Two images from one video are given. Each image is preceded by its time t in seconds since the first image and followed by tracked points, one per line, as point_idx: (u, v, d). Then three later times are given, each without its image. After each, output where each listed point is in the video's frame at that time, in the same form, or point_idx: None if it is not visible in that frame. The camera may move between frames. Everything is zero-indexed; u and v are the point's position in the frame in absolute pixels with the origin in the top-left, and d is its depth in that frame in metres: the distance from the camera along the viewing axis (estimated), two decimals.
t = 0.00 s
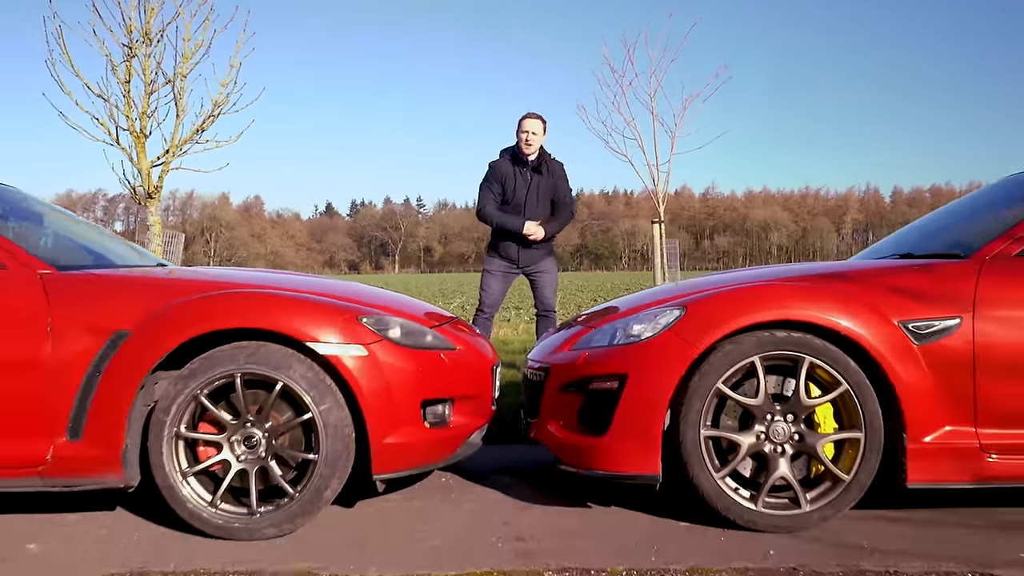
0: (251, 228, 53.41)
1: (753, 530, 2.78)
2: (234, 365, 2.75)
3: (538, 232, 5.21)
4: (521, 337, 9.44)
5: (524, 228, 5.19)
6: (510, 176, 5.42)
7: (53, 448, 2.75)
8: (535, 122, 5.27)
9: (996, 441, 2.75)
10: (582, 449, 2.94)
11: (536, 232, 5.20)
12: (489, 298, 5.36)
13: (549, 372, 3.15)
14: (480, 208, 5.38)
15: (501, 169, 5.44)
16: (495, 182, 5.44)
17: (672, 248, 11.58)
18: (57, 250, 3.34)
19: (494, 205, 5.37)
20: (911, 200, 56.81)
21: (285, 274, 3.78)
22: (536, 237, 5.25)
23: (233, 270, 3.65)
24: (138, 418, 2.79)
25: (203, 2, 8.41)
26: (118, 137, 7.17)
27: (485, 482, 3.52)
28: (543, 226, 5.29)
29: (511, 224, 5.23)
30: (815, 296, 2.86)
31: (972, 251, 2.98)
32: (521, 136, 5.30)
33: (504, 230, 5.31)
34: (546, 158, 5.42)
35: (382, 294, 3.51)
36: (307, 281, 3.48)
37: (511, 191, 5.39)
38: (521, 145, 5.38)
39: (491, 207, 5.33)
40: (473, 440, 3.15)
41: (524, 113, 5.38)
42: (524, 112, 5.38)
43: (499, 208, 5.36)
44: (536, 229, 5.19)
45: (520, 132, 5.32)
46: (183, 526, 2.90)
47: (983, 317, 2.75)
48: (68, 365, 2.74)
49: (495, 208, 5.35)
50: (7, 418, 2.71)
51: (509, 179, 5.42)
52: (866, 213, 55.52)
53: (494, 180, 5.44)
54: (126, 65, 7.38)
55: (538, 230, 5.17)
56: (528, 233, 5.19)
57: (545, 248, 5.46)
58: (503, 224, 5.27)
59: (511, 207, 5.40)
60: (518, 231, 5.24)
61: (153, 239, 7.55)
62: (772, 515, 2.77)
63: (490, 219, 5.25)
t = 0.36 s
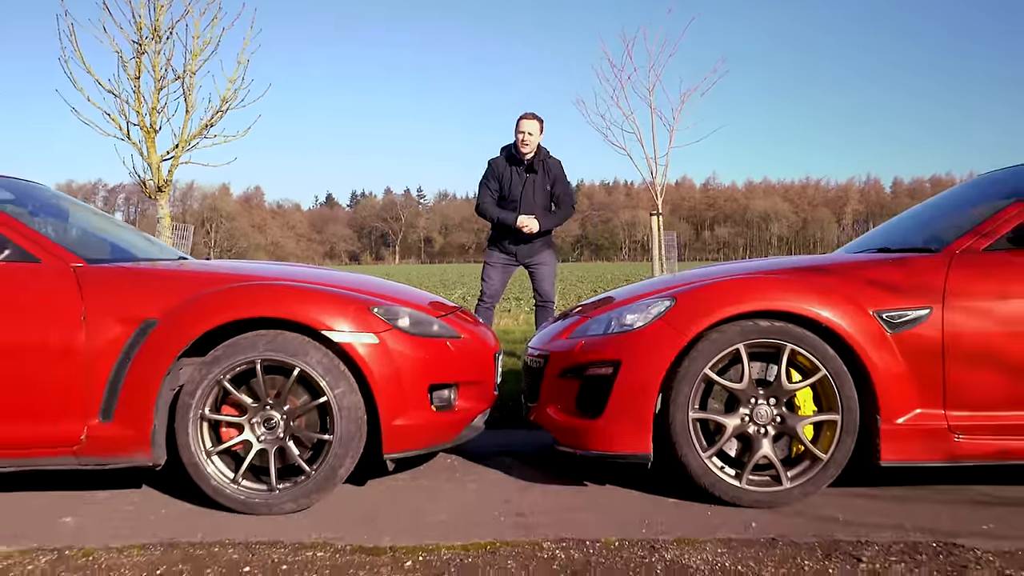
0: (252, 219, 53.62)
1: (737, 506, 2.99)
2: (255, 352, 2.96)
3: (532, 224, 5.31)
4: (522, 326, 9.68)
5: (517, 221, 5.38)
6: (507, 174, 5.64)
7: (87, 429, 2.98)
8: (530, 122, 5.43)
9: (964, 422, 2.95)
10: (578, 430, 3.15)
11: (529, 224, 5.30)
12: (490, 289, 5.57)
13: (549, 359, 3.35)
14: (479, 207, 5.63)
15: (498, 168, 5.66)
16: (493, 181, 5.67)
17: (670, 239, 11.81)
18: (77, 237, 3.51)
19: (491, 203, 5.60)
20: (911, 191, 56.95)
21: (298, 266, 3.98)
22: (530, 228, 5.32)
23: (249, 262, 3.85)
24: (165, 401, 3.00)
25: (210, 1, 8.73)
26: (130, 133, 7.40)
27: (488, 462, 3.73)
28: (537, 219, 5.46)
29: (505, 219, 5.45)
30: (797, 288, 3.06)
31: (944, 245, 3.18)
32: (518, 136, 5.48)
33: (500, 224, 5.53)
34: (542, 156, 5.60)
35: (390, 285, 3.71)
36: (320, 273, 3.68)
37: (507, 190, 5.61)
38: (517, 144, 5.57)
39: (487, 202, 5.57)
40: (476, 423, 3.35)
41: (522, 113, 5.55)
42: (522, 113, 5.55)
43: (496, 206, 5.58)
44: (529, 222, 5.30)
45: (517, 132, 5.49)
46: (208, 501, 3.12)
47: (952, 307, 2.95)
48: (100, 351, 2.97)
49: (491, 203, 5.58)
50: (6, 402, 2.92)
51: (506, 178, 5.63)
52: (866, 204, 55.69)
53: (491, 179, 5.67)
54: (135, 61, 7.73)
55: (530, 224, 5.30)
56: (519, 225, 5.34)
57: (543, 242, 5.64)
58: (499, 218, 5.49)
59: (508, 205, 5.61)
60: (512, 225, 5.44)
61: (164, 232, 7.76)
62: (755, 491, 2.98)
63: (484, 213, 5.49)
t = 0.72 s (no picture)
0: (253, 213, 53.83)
1: (722, 488, 3.18)
2: (268, 343, 3.15)
3: (530, 224, 5.56)
4: (522, 319, 9.89)
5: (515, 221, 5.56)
6: (506, 175, 5.81)
7: (110, 415, 3.17)
8: (529, 124, 5.61)
9: (935, 408, 3.13)
10: (573, 417, 3.34)
11: (526, 225, 5.54)
12: (490, 284, 5.75)
13: (545, 350, 3.53)
14: (479, 207, 5.81)
15: (497, 169, 5.84)
16: (492, 181, 5.84)
17: (668, 233, 12.02)
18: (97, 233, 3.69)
19: (490, 203, 5.78)
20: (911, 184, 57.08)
21: (306, 262, 4.16)
22: (528, 229, 5.56)
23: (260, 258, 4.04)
24: (183, 390, 3.19)
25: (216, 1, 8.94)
26: (138, 130, 7.62)
27: (487, 449, 3.91)
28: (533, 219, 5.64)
29: (502, 218, 5.64)
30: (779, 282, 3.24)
31: (919, 242, 3.36)
32: (516, 137, 5.65)
33: (499, 223, 5.72)
34: (540, 156, 5.77)
35: (395, 280, 3.89)
36: (328, 268, 3.86)
37: (505, 190, 5.78)
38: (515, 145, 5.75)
39: (486, 202, 5.76)
40: (476, 410, 3.54)
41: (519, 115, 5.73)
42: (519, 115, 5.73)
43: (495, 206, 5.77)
44: (525, 223, 5.54)
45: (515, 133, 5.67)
46: (223, 484, 3.31)
47: (924, 300, 3.13)
48: (122, 342, 3.16)
49: (490, 203, 5.77)
50: (6, 389, 3.12)
51: (505, 178, 5.81)
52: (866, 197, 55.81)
53: (491, 179, 5.84)
54: (144, 60, 7.94)
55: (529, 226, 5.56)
56: (518, 225, 5.54)
57: (542, 239, 5.81)
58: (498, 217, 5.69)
59: (507, 204, 5.79)
60: (510, 224, 5.63)
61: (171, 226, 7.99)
62: (739, 473, 3.16)
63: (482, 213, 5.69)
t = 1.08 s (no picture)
0: (256, 213, 54.09)
1: (711, 470, 3.36)
2: (283, 334, 3.34)
3: (529, 224, 5.73)
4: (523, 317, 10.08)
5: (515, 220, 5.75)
6: (506, 175, 6.00)
7: (134, 402, 3.36)
8: (529, 126, 5.80)
9: (913, 395, 3.31)
10: (571, 404, 3.52)
11: (525, 223, 5.71)
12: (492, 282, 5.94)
13: (545, 342, 3.72)
14: (480, 206, 5.99)
15: (497, 170, 6.03)
16: (493, 181, 6.03)
17: (667, 233, 12.22)
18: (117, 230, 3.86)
19: (492, 203, 5.96)
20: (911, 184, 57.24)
21: (316, 257, 4.34)
22: (528, 228, 5.74)
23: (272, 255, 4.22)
24: (202, 378, 3.38)
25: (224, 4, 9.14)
26: (148, 131, 7.83)
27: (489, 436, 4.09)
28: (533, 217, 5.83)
29: (503, 217, 5.83)
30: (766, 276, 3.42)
31: (900, 238, 3.54)
32: (516, 138, 5.84)
33: (500, 221, 5.91)
34: (539, 157, 5.96)
35: (402, 274, 4.07)
36: (338, 263, 4.04)
37: (507, 190, 5.97)
38: (514, 146, 5.93)
39: (486, 201, 5.95)
40: (479, 399, 3.72)
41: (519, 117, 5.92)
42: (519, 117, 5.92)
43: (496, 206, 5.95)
44: (525, 221, 5.70)
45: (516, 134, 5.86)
46: (240, 467, 3.50)
47: (903, 293, 3.31)
48: (146, 333, 3.35)
49: (491, 202, 5.95)
50: (7, 376, 3.32)
51: (505, 179, 5.99)
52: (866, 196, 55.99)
53: (491, 179, 6.02)
54: (153, 62, 8.15)
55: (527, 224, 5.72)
56: (518, 224, 5.72)
57: (542, 236, 5.99)
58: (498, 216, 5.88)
59: (507, 204, 5.97)
60: (510, 223, 5.81)
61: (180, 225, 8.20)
62: (728, 457, 3.34)
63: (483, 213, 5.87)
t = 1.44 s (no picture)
0: (259, 212, 54.34)
1: (703, 453, 3.57)
2: (299, 324, 3.55)
3: (529, 220, 5.92)
4: (525, 314, 10.29)
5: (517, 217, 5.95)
6: (507, 173, 6.21)
7: (159, 388, 3.57)
8: (528, 125, 6.02)
9: (893, 383, 3.52)
10: (570, 392, 3.73)
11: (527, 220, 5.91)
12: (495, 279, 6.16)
13: (546, 333, 3.92)
14: (483, 205, 6.21)
15: (499, 169, 6.24)
16: (494, 180, 6.24)
17: (667, 232, 12.44)
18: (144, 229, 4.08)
19: (494, 201, 6.18)
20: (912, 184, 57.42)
21: (327, 253, 4.56)
22: (528, 224, 5.93)
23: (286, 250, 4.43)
24: (223, 366, 3.59)
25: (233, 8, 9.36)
26: (160, 132, 8.05)
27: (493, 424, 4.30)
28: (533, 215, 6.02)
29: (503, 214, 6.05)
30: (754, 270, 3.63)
31: (881, 235, 3.74)
32: (516, 137, 6.07)
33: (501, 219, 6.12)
34: (539, 156, 6.17)
35: (410, 269, 4.28)
36: (350, 259, 4.25)
37: (508, 188, 6.18)
38: (514, 146, 6.15)
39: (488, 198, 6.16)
40: (484, 387, 3.93)
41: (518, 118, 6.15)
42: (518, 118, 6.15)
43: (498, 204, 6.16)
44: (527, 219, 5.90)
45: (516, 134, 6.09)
46: (259, 450, 3.71)
47: (884, 287, 3.51)
48: (171, 323, 3.56)
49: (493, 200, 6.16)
50: (23, 361, 3.53)
51: (506, 177, 6.20)
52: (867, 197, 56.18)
53: (493, 178, 6.24)
54: (164, 65, 8.37)
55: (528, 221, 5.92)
56: (518, 221, 5.93)
57: (543, 233, 6.20)
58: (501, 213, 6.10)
59: (509, 202, 6.18)
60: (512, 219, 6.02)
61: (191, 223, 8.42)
62: (718, 441, 3.55)
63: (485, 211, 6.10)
